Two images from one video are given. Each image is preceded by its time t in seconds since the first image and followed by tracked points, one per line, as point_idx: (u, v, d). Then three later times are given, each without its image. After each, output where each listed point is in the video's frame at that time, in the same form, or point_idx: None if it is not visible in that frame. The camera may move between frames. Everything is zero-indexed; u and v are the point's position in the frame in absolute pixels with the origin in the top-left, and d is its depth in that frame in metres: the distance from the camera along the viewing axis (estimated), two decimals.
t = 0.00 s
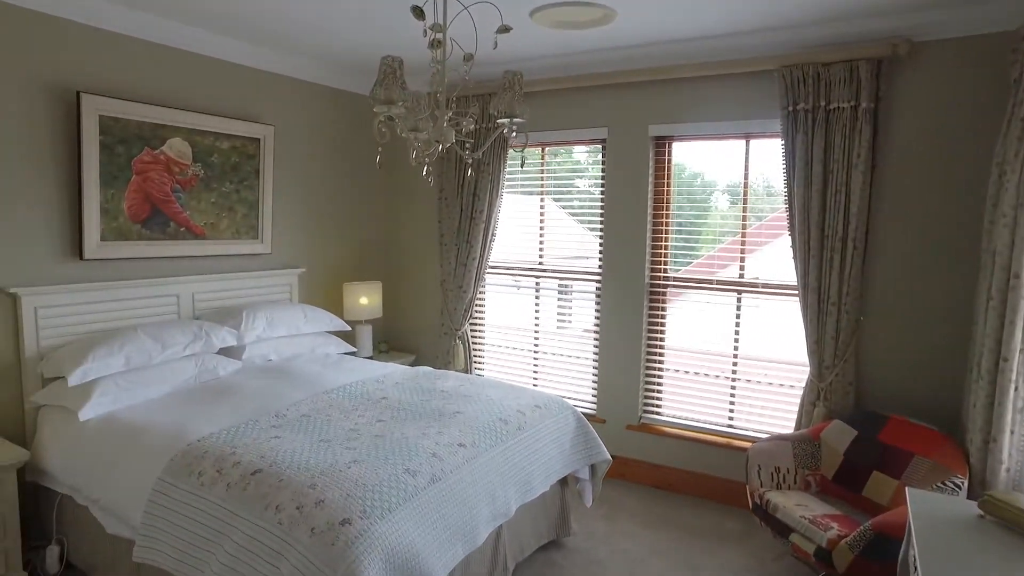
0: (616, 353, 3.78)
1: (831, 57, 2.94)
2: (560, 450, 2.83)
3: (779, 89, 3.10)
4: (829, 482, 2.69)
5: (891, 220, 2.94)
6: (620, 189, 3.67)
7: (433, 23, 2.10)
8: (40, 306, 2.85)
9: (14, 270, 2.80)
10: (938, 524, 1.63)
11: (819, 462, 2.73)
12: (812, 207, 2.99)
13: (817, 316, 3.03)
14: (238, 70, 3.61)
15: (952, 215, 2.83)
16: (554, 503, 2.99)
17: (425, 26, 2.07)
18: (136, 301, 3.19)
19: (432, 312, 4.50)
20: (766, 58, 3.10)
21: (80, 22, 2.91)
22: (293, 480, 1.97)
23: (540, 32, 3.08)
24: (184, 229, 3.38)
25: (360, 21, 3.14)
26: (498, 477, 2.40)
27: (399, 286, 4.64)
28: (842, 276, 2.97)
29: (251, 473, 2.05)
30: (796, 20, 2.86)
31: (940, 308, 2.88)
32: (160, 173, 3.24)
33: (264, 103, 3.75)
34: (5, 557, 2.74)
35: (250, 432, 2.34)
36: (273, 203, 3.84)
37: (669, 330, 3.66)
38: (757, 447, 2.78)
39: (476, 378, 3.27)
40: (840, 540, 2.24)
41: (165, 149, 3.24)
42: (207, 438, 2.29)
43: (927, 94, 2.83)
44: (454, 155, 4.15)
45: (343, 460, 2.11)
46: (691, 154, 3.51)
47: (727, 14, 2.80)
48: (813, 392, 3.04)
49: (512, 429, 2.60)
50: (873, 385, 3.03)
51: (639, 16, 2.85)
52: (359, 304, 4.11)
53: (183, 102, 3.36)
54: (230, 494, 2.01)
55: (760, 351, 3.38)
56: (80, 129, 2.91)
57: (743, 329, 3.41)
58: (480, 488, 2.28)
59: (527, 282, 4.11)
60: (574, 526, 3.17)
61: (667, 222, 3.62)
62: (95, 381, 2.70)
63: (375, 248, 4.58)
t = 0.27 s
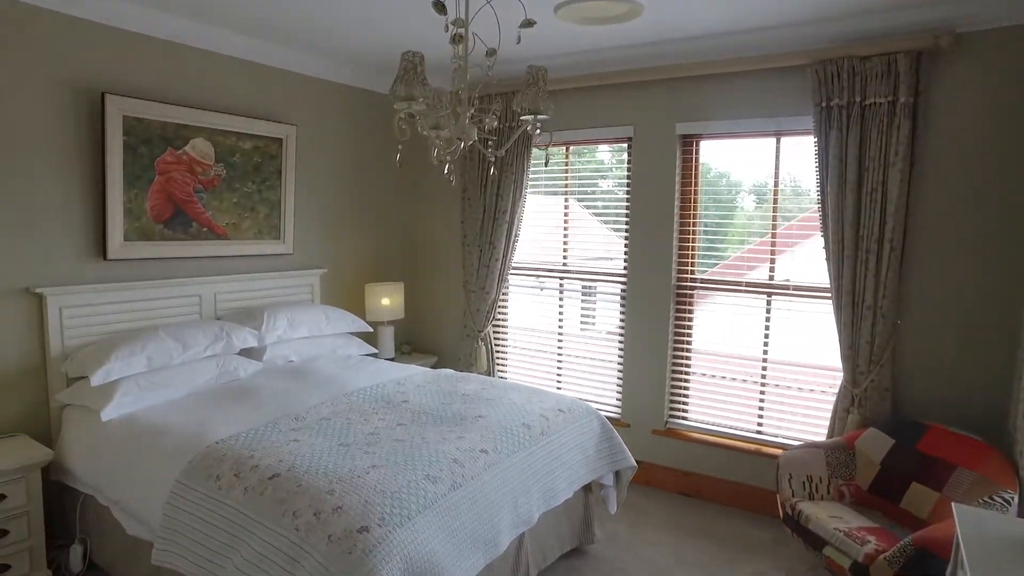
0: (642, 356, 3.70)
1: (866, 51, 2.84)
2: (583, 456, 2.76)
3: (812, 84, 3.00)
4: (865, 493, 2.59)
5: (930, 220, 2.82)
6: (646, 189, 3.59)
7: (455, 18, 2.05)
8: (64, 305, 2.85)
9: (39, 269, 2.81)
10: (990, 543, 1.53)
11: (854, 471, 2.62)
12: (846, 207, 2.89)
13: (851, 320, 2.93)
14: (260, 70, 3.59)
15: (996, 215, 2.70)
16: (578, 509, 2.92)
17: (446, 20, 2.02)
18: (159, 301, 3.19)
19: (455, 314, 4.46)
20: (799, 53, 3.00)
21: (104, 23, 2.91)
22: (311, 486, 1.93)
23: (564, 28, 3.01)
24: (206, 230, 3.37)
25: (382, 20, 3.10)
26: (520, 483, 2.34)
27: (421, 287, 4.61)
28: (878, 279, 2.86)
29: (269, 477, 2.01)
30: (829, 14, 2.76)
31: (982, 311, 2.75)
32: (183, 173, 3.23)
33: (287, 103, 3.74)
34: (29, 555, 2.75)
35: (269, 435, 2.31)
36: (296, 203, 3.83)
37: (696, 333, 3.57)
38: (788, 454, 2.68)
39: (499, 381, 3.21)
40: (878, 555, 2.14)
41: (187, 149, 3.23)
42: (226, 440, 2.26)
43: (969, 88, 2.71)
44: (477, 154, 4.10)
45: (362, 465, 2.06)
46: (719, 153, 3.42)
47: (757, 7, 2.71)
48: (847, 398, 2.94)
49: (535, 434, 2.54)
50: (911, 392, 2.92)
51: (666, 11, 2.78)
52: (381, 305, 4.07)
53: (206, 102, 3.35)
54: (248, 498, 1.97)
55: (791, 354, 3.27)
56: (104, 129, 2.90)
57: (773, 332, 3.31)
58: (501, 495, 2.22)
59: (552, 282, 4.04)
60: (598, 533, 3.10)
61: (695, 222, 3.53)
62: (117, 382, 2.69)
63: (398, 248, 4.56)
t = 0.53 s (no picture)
0: (672, 360, 3.60)
1: (910, 43, 2.71)
2: (610, 462, 2.68)
3: (851, 79, 2.89)
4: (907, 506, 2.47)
5: (978, 220, 2.69)
6: (676, 189, 3.50)
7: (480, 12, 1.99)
8: (90, 304, 2.85)
9: (66, 268, 2.81)
10: None
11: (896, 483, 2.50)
12: (888, 207, 2.77)
13: (892, 325, 2.81)
14: (286, 69, 3.57)
15: None
16: (605, 518, 2.84)
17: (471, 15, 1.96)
18: (184, 301, 3.18)
19: (480, 315, 4.40)
20: (837, 46, 2.88)
21: (130, 22, 2.90)
22: (331, 491, 1.89)
23: (594, 24, 2.93)
24: (231, 230, 3.35)
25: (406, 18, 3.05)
26: (546, 491, 2.27)
27: (447, 288, 4.57)
28: (921, 282, 2.74)
29: (289, 482, 1.97)
30: (870, 5, 2.64)
31: None
32: (208, 173, 3.22)
33: (312, 102, 3.72)
34: (55, 553, 2.74)
35: (291, 438, 2.27)
36: (321, 203, 3.80)
37: (727, 337, 3.47)
38: (824, 464, 2.57)
39: (525, 384, 3.14)
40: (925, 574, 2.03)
41: (213, 149, 3.21)
42: (248, 443, 2.23)
43: (1020, 82, 2.58)
44: (503, 153, 4.04)
45: (384, 471, 2.01)
46: (753, 151, 3.32)
47: None
48: (887, 406, 2.82)
49: (562, 440, 2.46)
50: (956, 400, 2.79)
51: (698, 4, 2.68)
52: (406, 306, 4.03)
53: (232, 101, 3.33)
54: (267, 503, 1.93)
55: (827, 360, 3.16)
56: (130, 129, 2.90)
57: (808, 336, 3.19)
58: (526, 503, 2.16)
59: (579, 283, 3.97)
60: (625, 542, 3.02)
61: (726, 222, 3.43)
62: (141, 382, 2.68)
63: (423, 248, 4.52)
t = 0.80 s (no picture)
0: (702, 366, 3.50)
1: (957, 36, 2.59)
2: (638, 471, 2.59)
3: (894, 73, 2.76)
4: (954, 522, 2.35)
5: None
6: (707, 189, 3.40)
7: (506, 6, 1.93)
8: (115, 305, 2.84)
9: (92, 269, 2.81)
10: None
11: (941, 498, 2.38)
12: (933, 207, 2.65)
13: (937, 331, 2.68)
14: (311, 69, 3.55)
15: None
16: (633, 528, 2.75)
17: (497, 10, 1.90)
18: (208, 302, 3.17)
19: (506, 317, 4.34)
20: (879, 40, 2.76)
21: (156, 23, 2.89)
22: (352, 500, 1.84)
23: (623, 19, 2.85)
24: (256, 231, 3.34)
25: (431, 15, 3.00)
26: (572, 501, 2.19)
27: (472, 290, 4.52)
28: (969, 286, 2.61)
29: (309, 489, 1.93)
30: None
31: None
32: (233, 173, 3.20)
33: (337, 102, 3.69)
34: (81, 553, 2.74)
35: (312, 444, 2.23)
36: (345, 203, 3.77)
37: (760, 342, 3.36)
38: (863, 478, 2.48)
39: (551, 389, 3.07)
40: None
41: (237, 149, 3.20)
42: (268, 449, 2.19)
43: None
44: (529, 153, 3.97)
45: (405, 480, 1.96)
46: (788, 150, 3.21)
47: None
48: (932, 417, 2.69)
49: (589, 448, 2.39)
50: (1005, 412, 2.65)
51: None
52: (431, 308, 3.99)
53: (256, 102, 3.32)
54: (286, 511, 1.89)
55: (865, 367, 3.03)
56: (156, 130, 2.89)
57: (846, 342, 3.07)
58: (552, 514, 2.09)
59: (607, 286, 3.89)
60: (654, 553, 2.93)
61: (760, 223, 3.31)
62: (165, 383, 2.66)
63: (449, 249, 4.47)
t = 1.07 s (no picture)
0: (734, 372, 3.40)
1: (1006, 29, 2.47)
2: (667, 481, 2.51)
3: (939, 67, 2.65)
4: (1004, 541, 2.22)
5: None
6: (739, 190, 3.30)
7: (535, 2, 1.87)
8: (141, 306, 2.84)
9: (118, 270, 2.81)
10: None
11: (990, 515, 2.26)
12: (981, 208, 2.53)
13: (984, 338, 2.56)
14: (337, 70, 3.53)
15: None
16: (661, 539, 2.67)
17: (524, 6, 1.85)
18: (233, 304, 3.16)
19: (532, 320, 4.29)
20: (922, 34, 2.65)
21: (182, 23, 2.89)
22: (373, 509, 1.79)
23: (654, 15, 2.78)
24: (280, 232, 3.32)
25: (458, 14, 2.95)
26: (599, 512, 2.12)
27: (498, 292, 4.47)
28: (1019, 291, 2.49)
29: (330, 497, 1.89)
30: None
31: None
32: (258, 174, 3.19)
33: (363, 103, 3.67)
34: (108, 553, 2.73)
35: (334, 449, 2.19)
36: (370, 205, 3.75)
37: (794, 348, 3.25)
38: (904, 493, 2.38)
39: (578, 395, 3.01)
40: None
41: (262, 150, 3.18)
42: (290, 454, 2.16)
43: None
44: (556, 154, 3.91)
45: (428, 488, 1.91)
46: (824, 150, 3.10)
47: None
48: (979, 428, 2.57)
49: (617, 457, 2.31)
50: None
51: None
52: (456, 310, 3.95)
53: (282, 103, 3.31)
54: (306, 519, 1.85)
55: (905, 375, 2.91)
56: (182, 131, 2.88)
57: (885, 349, 2.96)
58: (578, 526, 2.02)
59: (634, 289, 3.80)
60: (683, 564, 2.84)
61: (794, 225, 3.21)
62: (189, 385, 2.65)
63: (475, 251, 4.43)
